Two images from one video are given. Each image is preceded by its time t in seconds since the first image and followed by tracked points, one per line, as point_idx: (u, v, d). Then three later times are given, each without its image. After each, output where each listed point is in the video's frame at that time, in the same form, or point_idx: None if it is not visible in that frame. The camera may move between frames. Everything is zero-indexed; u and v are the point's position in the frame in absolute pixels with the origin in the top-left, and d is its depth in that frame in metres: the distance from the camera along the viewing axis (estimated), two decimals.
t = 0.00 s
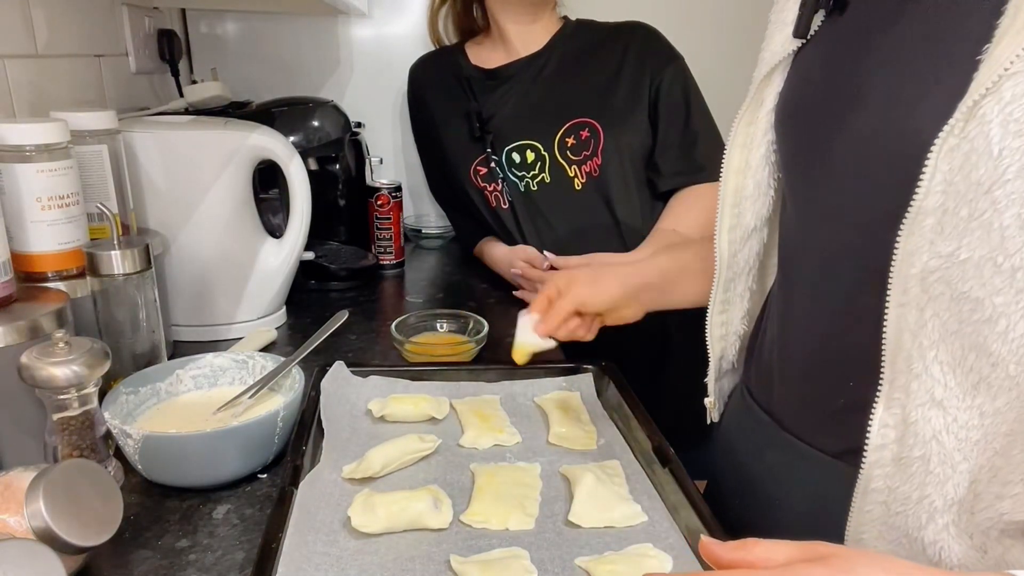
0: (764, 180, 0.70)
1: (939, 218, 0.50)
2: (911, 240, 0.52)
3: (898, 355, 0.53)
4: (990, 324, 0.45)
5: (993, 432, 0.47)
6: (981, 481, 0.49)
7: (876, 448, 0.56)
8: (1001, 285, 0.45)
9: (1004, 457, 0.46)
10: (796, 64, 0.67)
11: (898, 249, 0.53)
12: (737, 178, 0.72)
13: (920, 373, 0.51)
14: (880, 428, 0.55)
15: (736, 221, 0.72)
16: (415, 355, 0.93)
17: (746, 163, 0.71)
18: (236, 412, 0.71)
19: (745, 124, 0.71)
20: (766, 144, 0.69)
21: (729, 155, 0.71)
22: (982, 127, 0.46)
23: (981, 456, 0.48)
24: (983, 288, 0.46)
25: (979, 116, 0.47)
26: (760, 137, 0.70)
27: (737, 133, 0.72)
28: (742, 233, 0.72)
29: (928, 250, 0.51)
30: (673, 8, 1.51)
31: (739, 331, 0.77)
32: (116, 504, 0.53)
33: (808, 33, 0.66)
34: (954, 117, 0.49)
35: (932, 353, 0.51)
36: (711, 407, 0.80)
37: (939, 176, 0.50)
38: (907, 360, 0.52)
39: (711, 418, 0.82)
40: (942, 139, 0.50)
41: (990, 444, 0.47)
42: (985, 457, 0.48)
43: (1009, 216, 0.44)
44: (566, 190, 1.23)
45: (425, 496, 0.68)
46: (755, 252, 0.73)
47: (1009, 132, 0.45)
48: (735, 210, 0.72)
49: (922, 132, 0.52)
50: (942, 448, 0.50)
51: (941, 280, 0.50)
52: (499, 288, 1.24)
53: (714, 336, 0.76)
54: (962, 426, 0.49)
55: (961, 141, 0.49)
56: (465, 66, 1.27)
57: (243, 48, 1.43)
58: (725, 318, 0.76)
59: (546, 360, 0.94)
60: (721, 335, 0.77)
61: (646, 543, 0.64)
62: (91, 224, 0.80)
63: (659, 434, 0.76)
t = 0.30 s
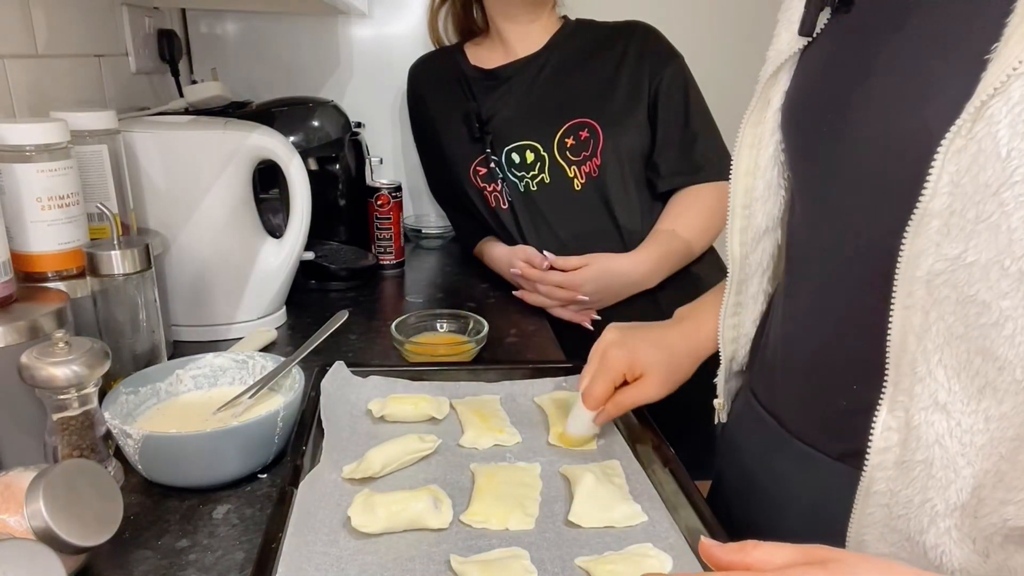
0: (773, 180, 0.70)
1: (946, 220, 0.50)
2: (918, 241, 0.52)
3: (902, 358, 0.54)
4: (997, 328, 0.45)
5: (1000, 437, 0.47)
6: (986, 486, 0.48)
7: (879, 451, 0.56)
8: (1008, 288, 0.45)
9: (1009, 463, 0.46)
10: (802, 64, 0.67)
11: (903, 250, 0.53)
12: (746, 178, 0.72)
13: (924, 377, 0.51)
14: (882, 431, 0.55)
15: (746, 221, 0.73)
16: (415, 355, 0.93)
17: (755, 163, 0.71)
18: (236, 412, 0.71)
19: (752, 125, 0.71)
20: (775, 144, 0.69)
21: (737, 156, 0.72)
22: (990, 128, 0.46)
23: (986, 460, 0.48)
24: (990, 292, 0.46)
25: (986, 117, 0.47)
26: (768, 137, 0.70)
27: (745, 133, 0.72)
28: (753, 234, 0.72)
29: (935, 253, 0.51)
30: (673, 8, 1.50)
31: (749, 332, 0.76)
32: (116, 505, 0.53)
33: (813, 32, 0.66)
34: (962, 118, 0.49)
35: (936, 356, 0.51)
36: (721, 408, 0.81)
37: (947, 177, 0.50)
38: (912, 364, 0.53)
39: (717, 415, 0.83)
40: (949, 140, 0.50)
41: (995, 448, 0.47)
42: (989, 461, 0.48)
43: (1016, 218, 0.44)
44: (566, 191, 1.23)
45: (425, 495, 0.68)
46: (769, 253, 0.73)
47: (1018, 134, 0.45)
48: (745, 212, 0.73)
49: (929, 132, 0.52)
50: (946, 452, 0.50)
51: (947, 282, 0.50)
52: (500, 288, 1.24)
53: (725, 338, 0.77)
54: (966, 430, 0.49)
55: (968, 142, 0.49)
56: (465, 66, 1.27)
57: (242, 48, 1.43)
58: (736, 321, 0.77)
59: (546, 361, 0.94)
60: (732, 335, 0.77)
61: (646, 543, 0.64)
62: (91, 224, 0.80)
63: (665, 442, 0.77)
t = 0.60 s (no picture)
0: (775, 178, 0.70)
1: (942, 217, 0.51)
2: (914, 237, 0.53)
3: (898, 356, 0.54)
4: (992, 325, 0.45)
5: (994, 434, 0.46)
6: (981, 483, 0.48)
7: (875, 447, 0.57)
8: (1003, 286, 0.44)
9: (1005, 460, 0.46)
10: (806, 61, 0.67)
11: (900, 246, 0.54)
12: (748, 174, 0.72)
13: (921, 373, 0.51)
14: (878, 426, 0.56)
15: (747, 217, 0.73)
16: (415, 355, 0.94)
17: (758, 160, 0.71)
18: (236, 412, 0.71)
19: (755, 122, 0.71)
20: (777, 140, 0.69)
21: (741, 153, 0.72)
22: (986, 125, 0.46)
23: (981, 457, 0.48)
24: (985, 289, 0.46)
25: (983, 113, 0.47)
26: (770, 134, 0.70)
27: (749, 129, 0.72)
28: (754, 230, 0.72)
29: (931, 250, 0.51)
30: (673, 8, 1.50)
31: (751, 328, 0.76)
32: (116, 505, 0.53)
33: (817, 31, 0.66)
34: (958, 114, 0.50)
35: (932, 354, 0.51)
36: (722, 402, 0.81)
37: (942, 174, 0.51)
38: (907, 360, 0.53)
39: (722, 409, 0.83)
40: (945, 136, 0.51)
41: (990, 445, 0.47)
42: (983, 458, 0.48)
43: (1011, 215, 0.44)
44: (566, 191, 1.23)
45: (425, 494, 0.68)
46: (770, 248, 0.73)
47: (1012, 130, 0.45)
48: (747, 208, 0.73)
49: (928, 129, 0.52)
50: (940, 448, 0.50)
51: (941, 279, 0.50)
52: (500, 288, 1.24)
53: (725, 331, 0.77)
54: (962, 427, 0.49)
55: (964, 139, 0.49)
56: (465, 66, 1.27)
57: (242, 48, 1.43)
58: (736, 316, 0.77)
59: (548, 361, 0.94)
60: (733, 330, 0.77)
61: (645, 547, 0.64)
62: (91, 224, 0.80)
63: (664, 438, 0.77)
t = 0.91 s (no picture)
0: (781, 176, 0.70)
1: (931, 211, 0.50)
2: (904, 230, 0.52)
3: (888, 348, 0.54)
4: (978, 318, 0.45)
5: (980, 426, 0.47)
6: (966, 474, 0.49)
7: (863, 436, 0.56)
8: (989, 278, 0.45)
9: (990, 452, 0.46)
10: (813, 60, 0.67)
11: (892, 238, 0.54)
12: (753, 172, 0.72)
13: (908, 364, 0.51)
14: (867, 417, 0.56)
15: (752, 214, 0.73)
16: (415, 355, 0.94)
17: (762, 158, 0.71)
18: (236, 412, 0.71)
19: (762, 119, 0.72)
20: (782, 139, 0.69)
21: (746, 151, 0.72)
22: (975, 120, 0.46)
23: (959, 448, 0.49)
24: (972, 282, 0.46)
25: (972, 108, 0.47)
26: (776, 132, 0.70)
27: (755, 127, 0.72)
28: (758, 228, 0.73)
29: (920, 243, 0.51)
30: (673, 8, 1.51)
31: (754, 324, 0.76)
32: (116, 504, 0.53)
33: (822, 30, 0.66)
34: (950, 108, 0.50)
35: (919, 347, 0.51)
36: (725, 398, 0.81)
37: (933, 170, 0.51)
38: (896, 353, 0.53)
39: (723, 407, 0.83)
40: (937, 130, 0.51)
41: (976, 437, 0.47)
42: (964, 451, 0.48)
43: (998, 208, 0.45)
44: (566, 190, 1.23)
45: (425, 491, 0.69)
46: (773, 246, 0.73)
47: (1001, 125, 0.45)
48: (751, 205, 0.73)
49: (927, 124, 0.53)
50: (925, 439, 0.50)
51: (931, 272, 0.50)
52: (500, 288, 1.25)
53: (727, 327, 0.78)
54: (948, 419, 0.49)
55: (954, 133, 0.49)
56: (465, 66, 1.27)
57: (243, 48, 1.43)
58: (739, 312, 0.77)
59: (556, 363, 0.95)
60: (736, 326, 0.77)
61: (641, 556, 0.64)
62: (92, 224, 0.80)
63: (666, 436, 0.77)
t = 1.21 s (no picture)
0: (778, 178, 0.70)
1: (934, 213, 0.51)
2: (907, 233, 0.52)
3: (890, 349, 0.54)
4: (982, 317, 0.47)
5: (982, 427, 0.48)
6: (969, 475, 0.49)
7: (865, 436, 0.56)
8: (992, 278, 0.46)
9: (992, 451, 0.47)
10: (812, 62, 0.67)
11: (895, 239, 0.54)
12: (751, 175, 0.70)
13: (909, 365, 0.52)
14: (869, 416, 0.56)
15: (750, 219, 0.71)
16: (415, 355, 0.94)
17: (760, 161, 0.70)
18: (237, 411, 0.71)
19: (758, 122, 0.71)
20: (781, 142, 0.69)
21: (744, 153, 0.70)
22: (978, 121, 0.48)
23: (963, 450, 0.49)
24: (976, 283, 0.47)
25: (975, 110, 0.48)
26: (774, 134, 0.69)
27: (751, 130, 0.71)
28: (757, 232, 0.71)
29: (923, 245, 0.51)
30: (674, 9, 1.51)
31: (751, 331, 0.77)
32: (116, 504, 0.53)
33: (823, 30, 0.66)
34: (952, 110, 0.50)
35: (921, 348, 0.51)
36: (725, 409, 0.80)
37: (936, 171, 0.51)
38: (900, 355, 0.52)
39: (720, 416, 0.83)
40: (939, 132, 0.51)
41: (979, 438, 0.48)
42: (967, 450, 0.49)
43: (1001, 208, 0.46)
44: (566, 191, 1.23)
45: (424, 491, 0.69)
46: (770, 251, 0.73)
47: (1004, 125, 0.46)
48: (748, 211, 0.71)
49: (931, 126, 0.52)
50: (926, 439, 0.51)
51: (934, 274, 0.50)
52: (500, 288, 1.25)
53: (728, 336, 0.76)
54: (950, 420, 0.50)
55: (958, 135, 0.50)
56: (465, 66, 1.27)
57: (243, 48, 1.43)
58: (740, 319, 0.75)
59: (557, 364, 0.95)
60: (735, 338, 0.76)
61: (639, 557, 0.64)
62: (92, 224, 0.80)
63: (666, 437, 0.77)
